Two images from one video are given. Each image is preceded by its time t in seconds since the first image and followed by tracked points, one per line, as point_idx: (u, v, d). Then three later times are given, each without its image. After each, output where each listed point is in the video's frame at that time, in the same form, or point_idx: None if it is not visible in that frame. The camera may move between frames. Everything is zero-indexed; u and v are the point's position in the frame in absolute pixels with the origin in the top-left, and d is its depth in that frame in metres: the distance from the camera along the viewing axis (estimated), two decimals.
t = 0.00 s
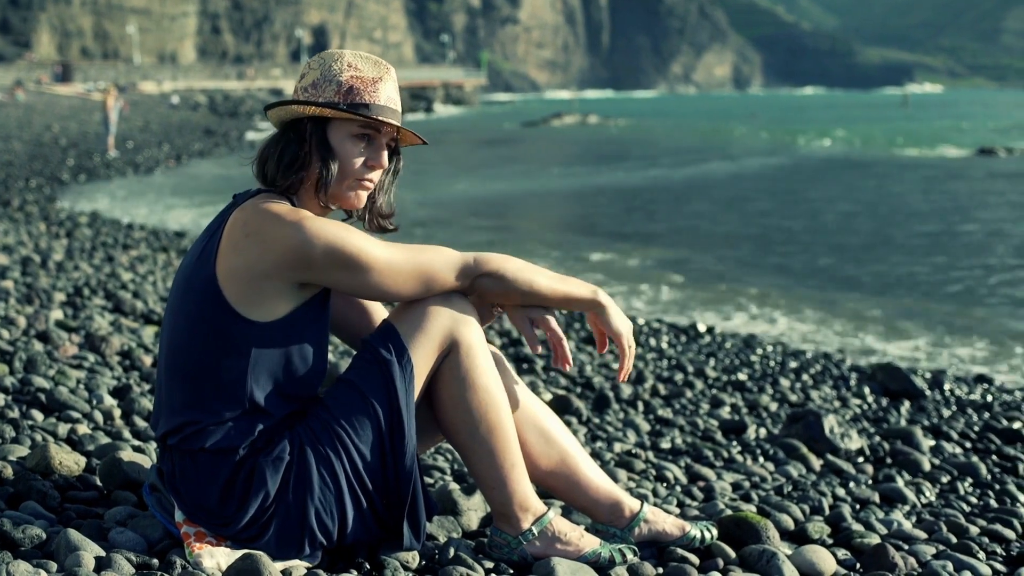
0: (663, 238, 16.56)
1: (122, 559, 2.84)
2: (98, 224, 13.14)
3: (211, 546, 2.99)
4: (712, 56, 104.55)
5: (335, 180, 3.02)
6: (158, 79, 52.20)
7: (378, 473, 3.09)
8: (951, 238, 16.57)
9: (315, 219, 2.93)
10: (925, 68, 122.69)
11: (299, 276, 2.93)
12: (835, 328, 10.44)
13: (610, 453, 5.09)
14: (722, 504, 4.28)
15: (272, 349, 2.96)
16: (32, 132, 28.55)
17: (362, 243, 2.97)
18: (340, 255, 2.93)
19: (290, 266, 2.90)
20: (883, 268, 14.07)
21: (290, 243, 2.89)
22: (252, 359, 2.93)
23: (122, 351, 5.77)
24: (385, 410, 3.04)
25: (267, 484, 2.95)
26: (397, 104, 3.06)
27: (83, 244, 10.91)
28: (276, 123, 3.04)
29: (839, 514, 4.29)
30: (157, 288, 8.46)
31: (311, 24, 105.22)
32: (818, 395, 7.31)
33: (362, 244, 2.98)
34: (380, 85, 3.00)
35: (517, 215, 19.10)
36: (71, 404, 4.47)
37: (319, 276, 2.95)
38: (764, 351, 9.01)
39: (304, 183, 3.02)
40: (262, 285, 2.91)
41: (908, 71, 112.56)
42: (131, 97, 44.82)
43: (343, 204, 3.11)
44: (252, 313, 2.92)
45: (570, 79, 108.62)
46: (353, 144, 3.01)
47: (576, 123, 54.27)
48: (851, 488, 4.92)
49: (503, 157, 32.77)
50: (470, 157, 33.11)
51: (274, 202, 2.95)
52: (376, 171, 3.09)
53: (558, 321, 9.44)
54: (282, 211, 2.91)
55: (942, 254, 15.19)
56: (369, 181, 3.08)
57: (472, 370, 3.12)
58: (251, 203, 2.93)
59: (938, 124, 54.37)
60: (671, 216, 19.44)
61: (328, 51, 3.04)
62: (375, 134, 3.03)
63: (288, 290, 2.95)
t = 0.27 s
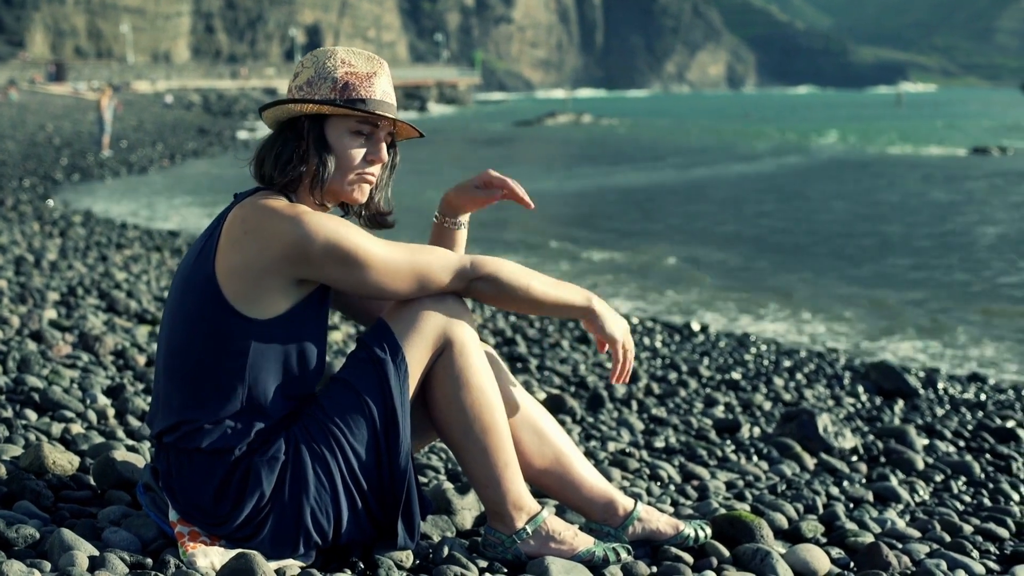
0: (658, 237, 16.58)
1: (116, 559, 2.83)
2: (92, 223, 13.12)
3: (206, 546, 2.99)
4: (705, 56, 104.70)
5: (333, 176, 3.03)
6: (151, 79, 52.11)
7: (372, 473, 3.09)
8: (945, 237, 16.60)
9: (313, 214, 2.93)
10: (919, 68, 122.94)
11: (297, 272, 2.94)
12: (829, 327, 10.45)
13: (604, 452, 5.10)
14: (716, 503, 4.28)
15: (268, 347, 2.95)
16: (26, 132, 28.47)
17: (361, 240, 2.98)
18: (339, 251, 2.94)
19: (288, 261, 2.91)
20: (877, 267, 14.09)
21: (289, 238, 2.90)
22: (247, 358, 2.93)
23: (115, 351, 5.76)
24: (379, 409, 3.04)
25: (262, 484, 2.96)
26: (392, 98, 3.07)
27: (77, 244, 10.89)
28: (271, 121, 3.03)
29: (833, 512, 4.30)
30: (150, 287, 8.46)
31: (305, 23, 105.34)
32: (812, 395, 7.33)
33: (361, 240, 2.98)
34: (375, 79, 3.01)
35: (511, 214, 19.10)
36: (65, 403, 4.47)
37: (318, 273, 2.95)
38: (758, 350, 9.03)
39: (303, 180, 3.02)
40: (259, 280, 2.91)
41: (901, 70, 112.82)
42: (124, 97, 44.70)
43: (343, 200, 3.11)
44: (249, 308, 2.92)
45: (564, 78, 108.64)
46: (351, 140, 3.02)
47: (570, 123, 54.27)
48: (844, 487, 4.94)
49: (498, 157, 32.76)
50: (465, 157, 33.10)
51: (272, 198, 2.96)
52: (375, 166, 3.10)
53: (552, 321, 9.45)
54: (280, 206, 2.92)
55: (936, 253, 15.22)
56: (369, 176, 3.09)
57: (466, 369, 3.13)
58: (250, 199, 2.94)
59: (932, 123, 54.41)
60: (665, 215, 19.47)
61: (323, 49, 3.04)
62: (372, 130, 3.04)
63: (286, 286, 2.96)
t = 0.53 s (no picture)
0: (652, 237, 16.59)
1: (109, 559, 2.83)
2: (85, 222, 13.10)
3: (199, 544, 2.99)
4: (699, 55, 104.71)
5: (340, 177, 3.03)
6: (145, 78, 52.01)
7: (365, 472, 3.09)
8: (939, 237, 16.63)
9: (314, 201, 2.94)
10: (912, 67, 123.09)
11: (297, 260, 2.95)
12: (823, 326, 10.47)
13: (598, 451, 5.11)
14: (710, 502, 4.30)
15: (262, 344, 2.96)
16: (19, 131, 28.41)
17: (360, 230, 2.99)
18: (339, 239, 2.95)
19: (287, 248, 2.93)
20: (870, 266, 14.13)
21: (288, 226, 2.91)
22: (241, 355, 2.93)
23: (109, 350, 5.76)
24: (372, 409, 3.04)
25: (254, 483, 2.96)
26: (402, 104, 3.09)
27: (70, 243, 10.88)
28: (281, 124, 3.04)
29: (827, 511, 4.32)
30: (144, 286, 8.45)
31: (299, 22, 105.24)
32: (806, 393, 7.34)
33: (361, 231, 2.99)
34: (385, 84, 3.03)
35: (505, 213, 19.10)
36: (59, 403, 4.47)
37: (317, 261, 2.96)
38: (751, 349, 9.05)
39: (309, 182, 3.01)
40: (259, 269, 2.92)
41: (895, 69, 112.94)
42: (117, 96, 44.60)
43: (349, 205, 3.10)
44: (249, 299, 2.93)
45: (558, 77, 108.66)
46: (360, 141, 3.03)
47: (564, 122, 54.27)
48: (838, 486, 4.95)
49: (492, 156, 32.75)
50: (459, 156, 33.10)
51: (273, 188, 2.97)
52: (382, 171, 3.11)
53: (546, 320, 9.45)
54: (280, 194, 2.93)
55: (930, 252, 15.23)
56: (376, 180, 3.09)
57: (459, 368, 3.13)
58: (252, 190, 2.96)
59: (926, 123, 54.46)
60: (659, 214, 19.48)
61: (333, 56, 3.07)
62: (382, 133, 3.05)
63: (286, 276, 2.96)
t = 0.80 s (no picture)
0: (647, 235, 16.60)
1: (104, 558, 2.84)
2: (79, 221, 13.08)
3: (194, 544, 3.00)
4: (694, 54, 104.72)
5: (334, 180, 3.02)
6: (138, 77, 51.91)
7: (359, 472, 3.10)
8: (933, 236, 16.65)
9: (309, 199, 2.95)
10: (906, 66, 123.27)
11: (292, 257, 2.95)
12: (817, 325, 10.49)
13: (592, 450, 5.12)
14: (704, 501, 4.31)
15: (256, 344, 2.96)
16: (12, 130, 28.33)
17: (355, 228, 3.00)
18: (334, 237, 2.96)
19: (282, 246, 2.93)
20: (864, 265, 14.15)
21: (283, 224, 2.92)
22: (236, 355, 2.93)
23: (104, 349, 5.76)
24: (366, 408, 3.04)
25: (248, 484, 2.96)
26: (404, 114, 3.10)
27: (64, 242, 10.86)
28: (282, 121, 3.04)
29: (821, 510, 4.33)
30: (138, 285, 8.44)
31: (293, 21, 105.16)
32: (800, 392, 7.36)
33: (355, 229, 3.00)
34: (390, 93, 3.04)
35: (500, 212, 19.11)
36: (53, 403, 4.46)
37: (311, 259, 2.97)
38: (745, 348, 9.06)
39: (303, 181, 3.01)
40: (253, 266, 2.92)
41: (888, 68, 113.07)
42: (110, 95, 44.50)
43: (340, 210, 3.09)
44: (244, 297, 2.93)
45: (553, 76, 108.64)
46: (358, 147, 3.03)
47: (559, 121, 54.27)
48: (832, 484, 4.96)
49: (487, 155, 32.74)
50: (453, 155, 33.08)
51: (269, 186, 2.97)
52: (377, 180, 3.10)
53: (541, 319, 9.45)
54: (275, 192, 2.94)
55: (924, 251, 15.25)
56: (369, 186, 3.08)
57: (453, 367, 3.13)
58: (246, 187, 2.97)
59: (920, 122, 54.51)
60: (654, 213, 19.48)
61: (342, 63, 3.09)
62: (381, 141, 3.06)
63: (280, 273, 2.97)
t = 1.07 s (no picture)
0: (643, 235, 16.61)
1: (99, 558, 2.83)
2: (75, 221, 13.05)
3: (190, 544, 3.00)
4: (690, 54, 104.74)
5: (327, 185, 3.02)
6: (135, 78, 51.83)
7: (356, 470, 3.09)
8: (929, 236, 16.66)
9: (305, 200, 2.95)
10: (902, 66, 123.41)
11: (287, 258, 2.95)
12: (814, 324, 10.50)
13: (588, 450, 5.12)
14: (700, 500, 4.31)
15: (253, 342, 2.95)
16: (8, 130, 28.27)
17: (350, 229, 3.00)
18: (329, 238, 2.96)
19: (277, 247, 2.93)
20: (861, 264, 14.17)
21: (279, 225, 2.92)
22: (232, 354, 2.93)
23: (99, 349, 5.75)
24: (363, 406, 3.04)
25: (246, 482, 2.96)
26: (401, 121, 3.09)
27: (60, 242, 10.84)
28: (279, 119, 3.03)
29: (817, 510, 4.33)
30: (134, 285, 8.43)
31: (288, 21, 105.08)
32: (796, 392, 7.37)
33: (350, 229, 3.00)
34: (387, 99, 3.04)
35: (496, 212, 19.10)
36: (49, 402, 4.46)
37: (307, 259, 2.97)
38: (742, 347, 9.07)
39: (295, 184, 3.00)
40: (249, 267, 2.92)
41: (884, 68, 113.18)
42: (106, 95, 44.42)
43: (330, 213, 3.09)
44: (240, 297, 2.93)
45: (549, 76, 108.61)
46: (353, 153, 3.03)
47: (555, 121, 54.27)
48: (829, 484, 4.96)
49: (483, 155, 32.73)
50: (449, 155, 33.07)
51: (265, 188, 2.97)
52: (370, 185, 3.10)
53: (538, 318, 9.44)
54: (271, 193, 2.94)
55: (921, 250, 15.26)
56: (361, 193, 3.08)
57: (448, 366, 3.13)
58: (241, 188, 2.96)
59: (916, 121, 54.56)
60: (650, 213, 19.48)
61: (342, 62, 3.07)
62: (377, 148, 3.05)
63: (276, 273, 2.97)
